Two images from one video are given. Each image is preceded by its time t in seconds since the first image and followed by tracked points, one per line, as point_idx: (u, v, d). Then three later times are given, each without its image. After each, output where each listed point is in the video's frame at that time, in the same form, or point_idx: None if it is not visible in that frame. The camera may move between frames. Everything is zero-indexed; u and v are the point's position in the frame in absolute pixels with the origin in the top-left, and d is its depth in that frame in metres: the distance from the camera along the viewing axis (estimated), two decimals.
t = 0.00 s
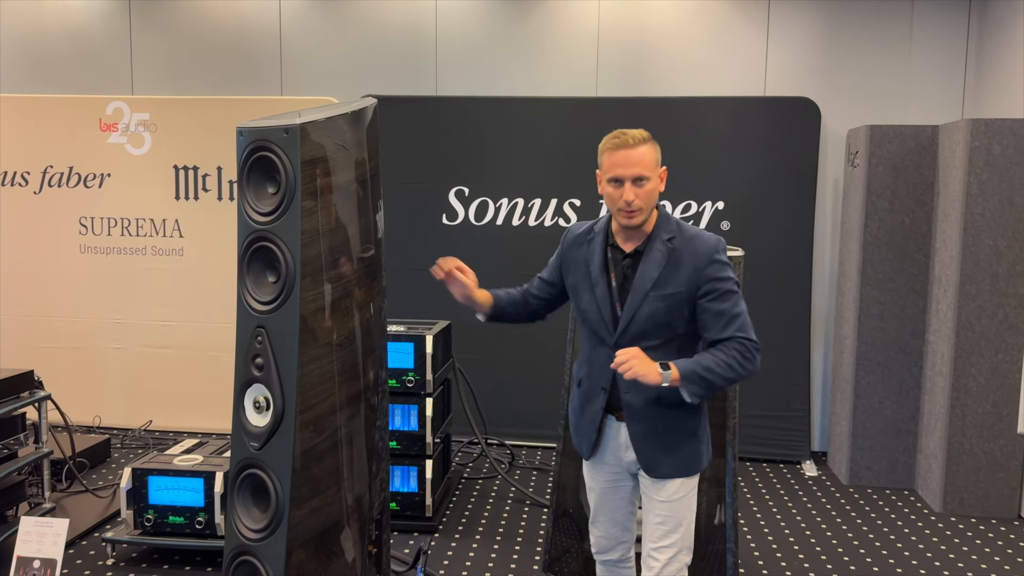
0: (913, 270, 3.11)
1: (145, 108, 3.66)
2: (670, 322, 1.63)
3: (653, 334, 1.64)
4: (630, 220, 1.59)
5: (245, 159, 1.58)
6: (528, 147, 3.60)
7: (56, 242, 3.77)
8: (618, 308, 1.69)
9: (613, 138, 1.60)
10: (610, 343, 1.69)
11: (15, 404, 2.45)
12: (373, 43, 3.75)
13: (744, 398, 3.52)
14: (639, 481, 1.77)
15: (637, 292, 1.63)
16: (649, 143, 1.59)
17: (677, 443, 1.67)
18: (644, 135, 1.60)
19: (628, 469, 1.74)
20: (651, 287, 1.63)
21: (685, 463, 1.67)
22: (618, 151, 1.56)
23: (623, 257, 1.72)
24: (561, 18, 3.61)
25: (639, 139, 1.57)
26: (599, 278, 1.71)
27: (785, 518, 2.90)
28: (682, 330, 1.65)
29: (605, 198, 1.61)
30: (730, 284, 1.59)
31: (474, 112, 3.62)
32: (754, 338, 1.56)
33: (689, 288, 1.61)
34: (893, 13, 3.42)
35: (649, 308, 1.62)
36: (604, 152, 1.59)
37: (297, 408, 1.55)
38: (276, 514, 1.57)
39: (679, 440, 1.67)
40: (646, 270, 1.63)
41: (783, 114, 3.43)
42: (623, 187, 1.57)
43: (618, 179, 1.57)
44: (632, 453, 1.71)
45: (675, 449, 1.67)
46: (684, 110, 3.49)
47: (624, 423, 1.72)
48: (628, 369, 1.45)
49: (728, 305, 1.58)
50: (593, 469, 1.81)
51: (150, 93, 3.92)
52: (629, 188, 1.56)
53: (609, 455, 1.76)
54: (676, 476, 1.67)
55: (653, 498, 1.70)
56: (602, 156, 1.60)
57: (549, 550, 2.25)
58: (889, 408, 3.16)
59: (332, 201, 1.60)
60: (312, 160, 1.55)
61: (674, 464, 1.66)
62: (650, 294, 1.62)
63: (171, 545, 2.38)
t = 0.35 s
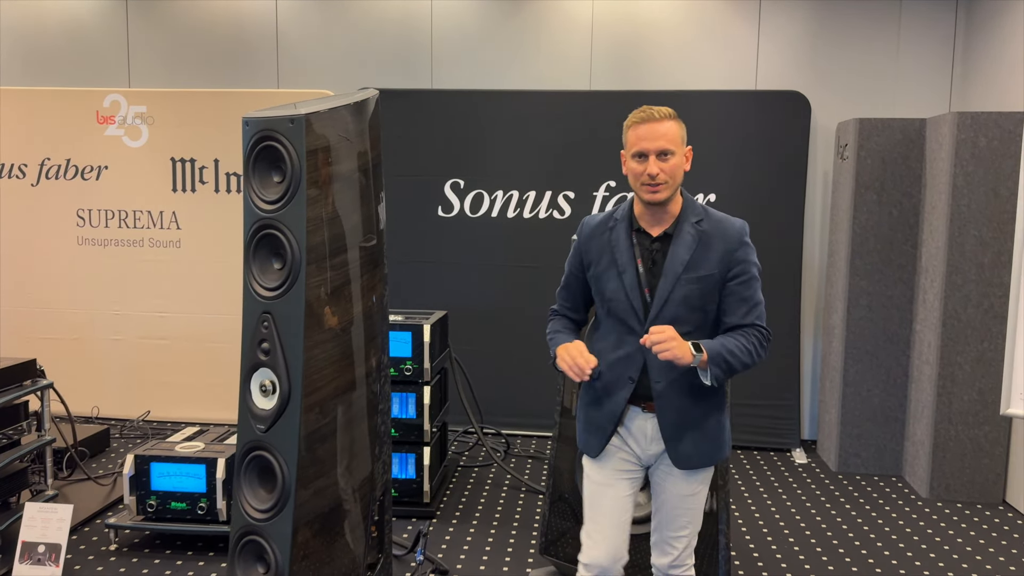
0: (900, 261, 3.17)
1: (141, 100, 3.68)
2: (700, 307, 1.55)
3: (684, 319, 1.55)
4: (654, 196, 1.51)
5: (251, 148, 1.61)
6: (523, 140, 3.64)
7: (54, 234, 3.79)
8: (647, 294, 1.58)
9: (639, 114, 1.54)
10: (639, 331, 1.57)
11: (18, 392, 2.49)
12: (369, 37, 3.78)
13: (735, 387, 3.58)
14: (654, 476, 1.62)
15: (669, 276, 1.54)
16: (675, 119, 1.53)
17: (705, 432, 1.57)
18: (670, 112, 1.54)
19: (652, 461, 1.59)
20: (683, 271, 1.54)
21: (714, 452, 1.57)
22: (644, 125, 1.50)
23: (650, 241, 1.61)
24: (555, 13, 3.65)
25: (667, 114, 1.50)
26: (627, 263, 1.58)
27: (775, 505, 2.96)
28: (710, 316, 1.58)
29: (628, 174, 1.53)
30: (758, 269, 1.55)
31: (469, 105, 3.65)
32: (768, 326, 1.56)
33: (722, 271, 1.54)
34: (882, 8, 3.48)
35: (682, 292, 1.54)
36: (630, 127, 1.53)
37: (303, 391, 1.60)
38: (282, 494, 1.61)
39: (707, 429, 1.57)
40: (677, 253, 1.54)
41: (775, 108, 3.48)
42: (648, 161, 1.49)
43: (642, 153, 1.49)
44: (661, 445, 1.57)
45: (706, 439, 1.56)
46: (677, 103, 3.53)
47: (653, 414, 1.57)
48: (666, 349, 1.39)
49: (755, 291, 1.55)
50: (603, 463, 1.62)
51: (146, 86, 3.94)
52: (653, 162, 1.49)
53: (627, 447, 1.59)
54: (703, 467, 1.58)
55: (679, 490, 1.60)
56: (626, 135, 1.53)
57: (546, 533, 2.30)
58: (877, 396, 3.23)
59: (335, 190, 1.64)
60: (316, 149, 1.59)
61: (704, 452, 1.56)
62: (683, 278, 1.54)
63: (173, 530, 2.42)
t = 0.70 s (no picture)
0: (891, 257, 3.22)
1: (139, 97, 3.69)
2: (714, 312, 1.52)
3: (698, 326, 1.51)
4: (646, 202, 1.49)
5: (256, 148, 1.64)
6: (519, 137, 3.67)
7: (51, 230, 3.80)
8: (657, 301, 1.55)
9: (636, 118, 1.51)
10: (651, 339, 1.53)
11: (20, 388, 2.51)
12: (365, 34, 3.80)
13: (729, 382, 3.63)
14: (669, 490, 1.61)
15: (682, 280, 1.51)
16: (671, 123, 1.49)
17: (717, 443, 1.54)
18: (668, 115, 1.50)
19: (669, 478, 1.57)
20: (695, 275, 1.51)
21: (725, 464, 1.55)
22: (636, 131, 1.48)
23: (659, 247, 1.57)
24: (551, 11, 3.68)
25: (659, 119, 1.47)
26: (635, 270, 1.55)
27: (769, 497, 3.00)
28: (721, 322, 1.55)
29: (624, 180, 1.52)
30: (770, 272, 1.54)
31: (465, 102, 3.68)
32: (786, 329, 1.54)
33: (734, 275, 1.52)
34: (873, 7, 3.52)
35: (695, 297, 1.50)
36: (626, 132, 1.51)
37: (309, 384, 1.63)
38: (289, 486, 1.65)
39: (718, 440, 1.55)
40: (689, 257, 1.52)
41: (768, 105, 3.52)
42: (637, 167, 1.47)
43: (633, 159, 1.48)
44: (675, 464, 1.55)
45: (717, 450, 1.54)
46: (672, 100, 3.56)
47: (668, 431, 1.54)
48: (696, 365, 1.35)
49: (770, 294, 1.53)
50: (616, 485, 1.59)
51: (143, 82, 3.96)
52: (641, 168, 1.46)
53: (643, 466, 1.57)
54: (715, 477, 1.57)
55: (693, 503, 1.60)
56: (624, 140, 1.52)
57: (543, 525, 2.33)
58: (869, 390, 3.28)
59: (340, 187, 1.67)
60: (321, 148, 1.62)
61: (717, 466, 1.54)
62: (696, 282, 1.51)
63: (176, 523, 2.45)
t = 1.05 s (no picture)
0: (879, 250, 3.29)
1: (134, 91, 3.70)
2: (711, 313, 1.46)
3: (694, 330, 1.46)
4: (611, 214, 1.55)
5: (264, 143, 1.67)
6: (514, 131, 3.71)
7: (47, 224, 3.81)
8: (654, 305, 1.52)
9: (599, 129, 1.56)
10: (647, 344, 1.51)
11: (22, 381, 2.53)
12: (361, 29, 3.82)
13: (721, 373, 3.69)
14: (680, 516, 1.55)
15: (674, 282, 1.45)
16: (616, 131, 1.50)
17: (730, 455, 1.46)
18: (616, 122, 1.50)
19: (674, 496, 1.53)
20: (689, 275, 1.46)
21: (741, 479, 1.46)
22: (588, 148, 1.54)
23: (654, 247, 1.56)
24: (545, 6, 3.72)
25: (598, 134, 1.51)
26: (632, 274, 1.54)
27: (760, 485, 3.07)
28: (726, 324, 1.47)
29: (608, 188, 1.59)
30: (778, 268, 1.42)
31: (460, 97, 3.71)
32: (798, 331, 1.40)
33: (733, 273, 1.44)
34: (862, 4, 3.57)
35: (690, 299, 1.45)
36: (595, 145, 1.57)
37: (318, 375, 1.67)
38: (298, 474, 1.69)
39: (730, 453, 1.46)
40: (681, 256, 1.46)
41: (759, 101, 3.57)
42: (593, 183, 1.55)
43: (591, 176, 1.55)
44: (679, 480, 1.50)
45: (730, 462, 1.45)
46: (665, 94, 3.61)
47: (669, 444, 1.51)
48: (649, 383, 1.35)
49: (777, 293, 1.40)
50: (622, 493, 1.59)
51: (138, 77, 3.96)
52: (593, 184, 1.53)
53: (643, 476, 1.56)
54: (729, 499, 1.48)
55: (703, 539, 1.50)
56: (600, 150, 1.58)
57: (542, 513, 2.38)
58: (857, 380, 3.34)
59: (345, 182, 1.71)
60: (328, 144, 1.65)
61: (727, 481, 1.45)
62: (688, 283, 1.45)
63: (179, 513, 2.48)
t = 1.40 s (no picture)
0: (858, 243, 3.36)
1: (119, 85, 3.69)
2: (689, 317, 1.39)
3: (673, 332, 1.41)
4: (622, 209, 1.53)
5: (258, 139, 1.70)
6: (499, 126, 3.74)
7: (30, 218, 3.80)
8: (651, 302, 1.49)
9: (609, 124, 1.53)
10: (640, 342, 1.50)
11: (10, 375, 2.54)
12: (346, 23, 3.84)
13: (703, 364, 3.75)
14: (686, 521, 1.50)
15: (655, 282, 1.42)
16: (608, 130, 1.46)
17: (711, 475, 1.37)
18: (609, 120, 1.47)
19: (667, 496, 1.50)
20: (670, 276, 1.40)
21: (725, 503, 1.37)
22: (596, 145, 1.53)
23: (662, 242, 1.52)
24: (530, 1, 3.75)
25: (597, 132, 1.49)
26: (641, 270, 1.53)
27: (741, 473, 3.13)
28: (708, 330, 1.39)
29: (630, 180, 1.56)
30: (746, 276, 1.28)
31: (446, 91, 3.73)
32: (759, 350, 1.26)
33: (704, 277, 1.35)
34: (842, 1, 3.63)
35: (666, 302, 1.41)
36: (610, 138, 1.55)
37: (312, 367, 1.70)
38: (293, 464, 1.72)
39: (713, 469, 1.37)
40: (665, 255, 1.41)
41: (741, 96, 3.62)
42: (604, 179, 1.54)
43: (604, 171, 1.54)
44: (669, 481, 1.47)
45: (712, 480, 1.37)
46: (648, 89, 3.65)
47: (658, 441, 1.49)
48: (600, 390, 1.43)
49: (741, 304, 1.28)
50: (633, 488, 1.59)
51: (122, 71, 3.95)
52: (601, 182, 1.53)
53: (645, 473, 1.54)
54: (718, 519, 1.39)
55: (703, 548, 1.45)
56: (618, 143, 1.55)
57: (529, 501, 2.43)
58: (836, 371, 3.41)
59: (338, 177, 1.74)
60: (321, 140, 1.68)
61: (705, 500, 1.38)
62: (666, 284, 1.40)
63: (171, 505, 2.50)
